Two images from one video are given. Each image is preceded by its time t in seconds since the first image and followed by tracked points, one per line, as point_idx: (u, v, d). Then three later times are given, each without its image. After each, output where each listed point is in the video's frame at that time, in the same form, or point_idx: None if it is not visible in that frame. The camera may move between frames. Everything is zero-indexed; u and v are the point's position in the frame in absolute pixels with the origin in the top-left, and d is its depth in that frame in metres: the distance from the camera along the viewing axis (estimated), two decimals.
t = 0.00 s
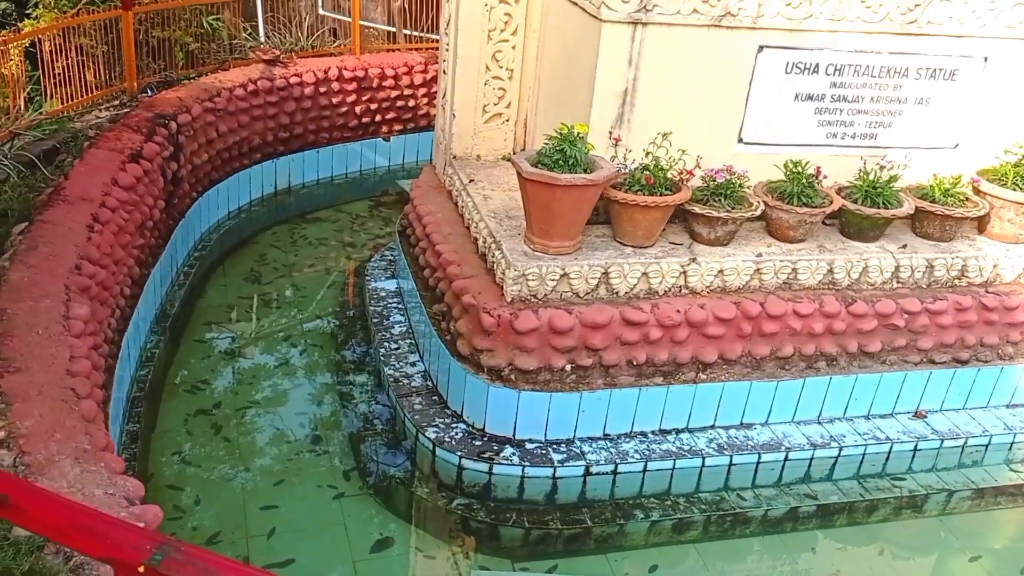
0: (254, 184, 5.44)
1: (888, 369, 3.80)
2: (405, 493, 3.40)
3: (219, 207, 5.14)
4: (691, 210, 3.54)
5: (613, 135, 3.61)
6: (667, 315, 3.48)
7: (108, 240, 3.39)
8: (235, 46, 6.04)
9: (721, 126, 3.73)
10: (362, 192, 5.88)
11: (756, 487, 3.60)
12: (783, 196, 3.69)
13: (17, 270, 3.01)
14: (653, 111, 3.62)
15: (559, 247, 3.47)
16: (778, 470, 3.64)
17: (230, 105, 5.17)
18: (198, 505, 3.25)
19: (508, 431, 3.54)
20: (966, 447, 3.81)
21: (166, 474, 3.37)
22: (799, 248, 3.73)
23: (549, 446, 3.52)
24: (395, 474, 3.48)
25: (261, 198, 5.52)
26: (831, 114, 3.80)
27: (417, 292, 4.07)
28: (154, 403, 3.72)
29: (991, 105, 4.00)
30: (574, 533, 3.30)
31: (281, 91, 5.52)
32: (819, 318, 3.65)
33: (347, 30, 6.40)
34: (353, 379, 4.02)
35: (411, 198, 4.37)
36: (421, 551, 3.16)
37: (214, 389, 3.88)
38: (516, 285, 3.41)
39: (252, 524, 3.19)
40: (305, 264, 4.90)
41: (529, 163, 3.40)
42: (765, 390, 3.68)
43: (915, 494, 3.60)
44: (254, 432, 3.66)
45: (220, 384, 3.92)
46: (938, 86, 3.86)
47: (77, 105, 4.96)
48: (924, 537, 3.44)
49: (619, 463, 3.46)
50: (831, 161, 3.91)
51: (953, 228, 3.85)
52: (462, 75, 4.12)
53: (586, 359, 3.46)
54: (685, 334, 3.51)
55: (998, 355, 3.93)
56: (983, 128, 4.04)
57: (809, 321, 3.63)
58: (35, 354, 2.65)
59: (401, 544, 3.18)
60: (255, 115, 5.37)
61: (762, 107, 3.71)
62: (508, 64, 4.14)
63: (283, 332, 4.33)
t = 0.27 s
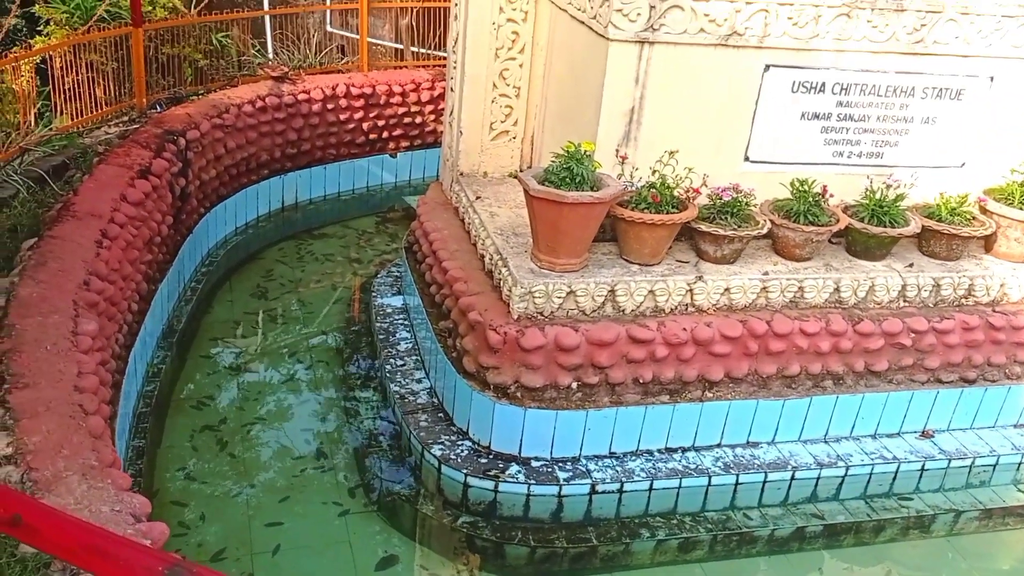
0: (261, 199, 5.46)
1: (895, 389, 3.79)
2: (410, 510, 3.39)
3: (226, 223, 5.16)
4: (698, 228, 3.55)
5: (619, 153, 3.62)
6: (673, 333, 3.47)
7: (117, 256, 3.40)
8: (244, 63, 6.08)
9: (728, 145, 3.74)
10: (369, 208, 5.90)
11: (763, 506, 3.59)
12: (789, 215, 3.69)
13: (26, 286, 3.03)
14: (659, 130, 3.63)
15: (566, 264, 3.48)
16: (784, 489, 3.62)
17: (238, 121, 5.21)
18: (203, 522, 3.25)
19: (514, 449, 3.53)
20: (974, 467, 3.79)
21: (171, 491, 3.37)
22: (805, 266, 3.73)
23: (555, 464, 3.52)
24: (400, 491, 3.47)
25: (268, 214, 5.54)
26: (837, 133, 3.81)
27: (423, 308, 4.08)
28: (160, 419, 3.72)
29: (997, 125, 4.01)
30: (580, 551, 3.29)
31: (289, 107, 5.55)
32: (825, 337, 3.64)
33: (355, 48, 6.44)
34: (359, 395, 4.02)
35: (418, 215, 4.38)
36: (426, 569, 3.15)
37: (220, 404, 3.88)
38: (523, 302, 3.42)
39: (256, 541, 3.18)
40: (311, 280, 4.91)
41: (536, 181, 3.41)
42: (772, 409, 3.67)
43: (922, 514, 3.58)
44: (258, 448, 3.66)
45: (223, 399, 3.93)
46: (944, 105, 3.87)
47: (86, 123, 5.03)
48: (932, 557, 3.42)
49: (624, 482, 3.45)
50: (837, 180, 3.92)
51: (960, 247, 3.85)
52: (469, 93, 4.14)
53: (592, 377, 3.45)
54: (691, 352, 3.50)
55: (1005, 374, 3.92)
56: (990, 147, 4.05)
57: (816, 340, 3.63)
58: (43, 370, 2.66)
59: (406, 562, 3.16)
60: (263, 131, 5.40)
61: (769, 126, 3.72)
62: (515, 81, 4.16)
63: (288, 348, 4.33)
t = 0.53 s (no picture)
0: (267, 214, 5.48)
1: (901, 407, 3.78)
2: (415, 526, 3.38)
3: (232, 237, 5.18)
4: (703, 245, 3.55)
5: (625, 170, 3.63)
6: (679, 350, 3.47)
7: (123, 270, 3.41)
8: (250, 78, 6.11)
9: (733, 162, 3.75)
10: (374, 223, 5.91)
11: (768, 524, 3.57)
12: (795, 232, 3.69)
13: (34, 300, 3.04)
14: (665, 147, 3.64)
15: (571, 280, 3.48)
16: (790, 507, 3.61)
17: (245, 136, 5.23)
18: (206, 537, 3.24)
19: (519, 465, 3.52)
20: (980, 485, 3.77)
21: (175, 505, 3.36)
22: (810, 283, 3.73)
23: (560, 481, 3.50)
24: (404, 507, 3.46)
25: (274, 228, 5.56)
26: (842, 151, 3.82)
27: (428, 323, 4.08)
28: (164, 434, 3.72)
29: (1003, 143, 4.01)
30: (584, 569, 3.27)
31: (295, 123, 5.58)
32: (831, 354, 3.63)
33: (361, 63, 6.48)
34: (363, 410, 4.02)
35: (423, 230, 4.39)
36: None
37: (225, 419, 3.88)
38: (528, 318, 3.42)
39: (260, 557, 3.17)
40: (316, 294, 4.92)
41: (542, 197, 3.41)
42: (777, 426, 3.66)
43: (929, 533, 3.56)
44: (261, 461, 3.66)
45: (226, 412, 3.93)
46: (949, 123, 3.87)
47: (94, 136, 5.05)
48: None
49: (629, 499, 3.44)
50: (843, 197, 3.93)
51: (966, 265, 3.85)
52: (475, 109, 4.16)
53: (597, 393, 3.44)
54: (697, 369, 3.49)
55: (1012, 393, 3.90)
56: (996, 165, 4.05)
57: (821, 357, 3.62)
58: (50, 384, 2.66)
59: None
60: (269, 146, 5.42)
61: (774, 144, 3.73)
62: (521, 98, 4.18)
63: (292, 362, 4.33)
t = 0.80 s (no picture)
0: (272, 227, 5.50)
1: (907, 423, 3.76)
2: (418, 541, 3.37)
3: (238, 250, 5.19)
4: (708, 260, 3.55)
5: (630, 185, 3.64)
6: (683, 365, 3.46)
7: (130, 283, 3.42)
8: (257, 93, 6.15)
9: (738, 177, 3.76)
10: (378, 237, 5.93)
11: (773, 541, 3.55)
12: (800, 247, 3.70)
13: (40, 313, 3.05)
14: (670, 162, 3.65)
15: (576, 295, 3.48)
16: (795, 524, 3.60)
17: (251, 150, 5.25)
18: (210, 551, 3.23)
19: (523, 480, 3.51)
20: (986, 502, 3.76)
21: (179, 518, 3.35)
22: (815, 299, 3.73)
23: (564, 496, 3.50)
24: (408, 521, 3.46)
25: (279, 241, 5.57)
26: (847, 167, 3.83)
27: (433, 337, 4.08)
28: (168, 447, 3.72)
29: (1008, 160, 4.02)
30: None
31: (301, 136, 5.60)
32: (836, 370, 3.62)
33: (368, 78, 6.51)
34: (367, 424, 4.01)
35: (429, 244, 4.40)
36: None
37: (229, 431, 3.88)
38: (533, 332, 3.42)
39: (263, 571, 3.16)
40: (321, 308, 4.92)
41: (547, 212, 3.42)
42: (782, 442, 3.65)
43: (934, 550, 3.55)
44: (265, 474, 3.66)
45: (229, 424, 3.94)
46: (954, 139, 3.88)
47: (101, 150, 5.08)
48: None
49: (634, 515, 3.43)
50: (847, 213, 3.93)
51: (971, 281, 3.84)
52: (481, 124, 4.18)
53: (602, 409, 3.44)
54: (701, 384, 3.48)
55: (1017, 410, 3.89)
56: (1001, 182, 4.06)
57: (826, 373, 3.61)
58: (55, 397, 2.66)
59: None
60: (275, 160, 5.44)
61: (779, 160, 3.74)
62: (527, 113, 4.20)
63: (297, 375, 4.33)
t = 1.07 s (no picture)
0: (276, 238, 5.51)
1: (911, 438, 3.76)
2: (421, 554, 3.36)
3: (242, 261, 5.21)
4: (712, 273, 3.56)
5: (634, 199, 3.65)
6: (687, 379, 3.46)
7: (135, 295, 3.43)
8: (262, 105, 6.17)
9: (742, 191, 3.77)
10: (382, 249, 5.94)
11: (777, 556, 3.54)
12: (804, 261, 3.70)
13: (46, 324, 3.05)
14: (674, 176, 3.66)
15: (580, 308, 3.48)
16: (799, 538, 3.58)
17: (256, 162, 5.27)
18: (212, 563, 3.22)
19: (526, 493, 3.51)
20: (991, 518, 3.74)
21: (182, 530, 3.35)
22: (819, 313, 3.72)
23: (568, 509, 3.49)
24: (411, 534, 3.45)
25: (283, 253, 5.59)
26: (851, 181, 3.84)
27: (437, 350, 4.08)
28: (172, 458, 3.72)
29: (1012, 175, 4.02)
30: None
31: (306, 148, 5.62)
32: (840, 384, 3.62)
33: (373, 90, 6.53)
34: (371, 436, 4.01)
35: (433, 256, 4.41)
36: None
37: (233, 443, 3.88)
38: (537, 345, 3.42)
39: None
40: (325, 319, 4.93)
41: (552, 225, 3.42)
42: (786, 456, 3.64)
43: (939, 566, 3.53)
44: (268, 486, 3.66)
45: (232, 435, 3.94)
46: (958, 154, 3.89)
47: (107, 161, 5.10)
48: None
49: (637, 529, 3.42)
50: (852, 227, 3.94)
51: (976, 295, 3.84)
52: (486, 137, 4.19)
53: (606, 422, 3.43)
54: (705, 398, 3.48)
55: (1022, 425, 3.88)
56: (1005, 197, 4.06)
57: (831, 387, 3.60)
58: (60, 409, 2.67)
59: None
60: (280, 172, 5.46)
61: (783, 174, 3.75)
62: (531, 126, 4.21)
63: (300, 386, 4.33)
